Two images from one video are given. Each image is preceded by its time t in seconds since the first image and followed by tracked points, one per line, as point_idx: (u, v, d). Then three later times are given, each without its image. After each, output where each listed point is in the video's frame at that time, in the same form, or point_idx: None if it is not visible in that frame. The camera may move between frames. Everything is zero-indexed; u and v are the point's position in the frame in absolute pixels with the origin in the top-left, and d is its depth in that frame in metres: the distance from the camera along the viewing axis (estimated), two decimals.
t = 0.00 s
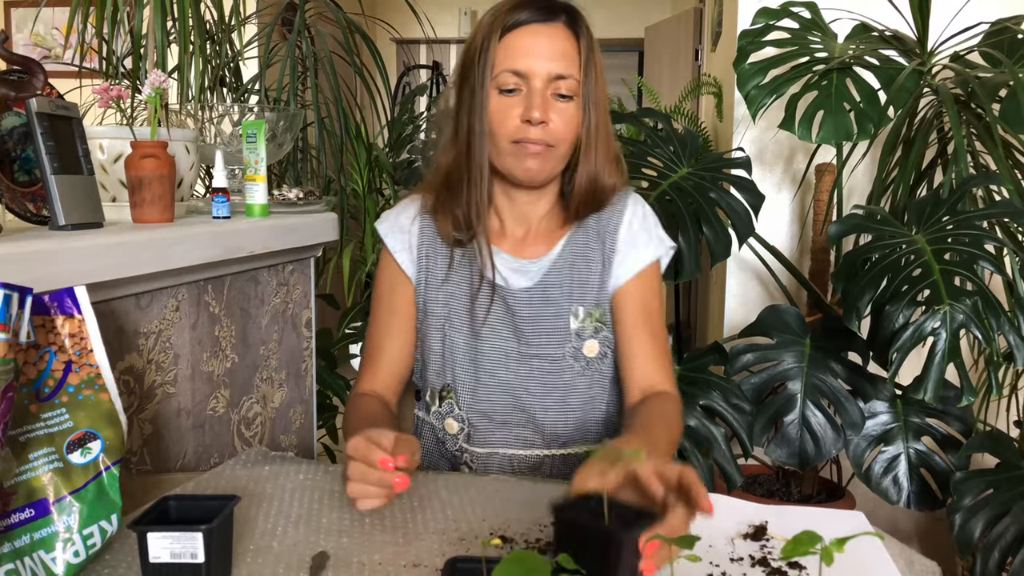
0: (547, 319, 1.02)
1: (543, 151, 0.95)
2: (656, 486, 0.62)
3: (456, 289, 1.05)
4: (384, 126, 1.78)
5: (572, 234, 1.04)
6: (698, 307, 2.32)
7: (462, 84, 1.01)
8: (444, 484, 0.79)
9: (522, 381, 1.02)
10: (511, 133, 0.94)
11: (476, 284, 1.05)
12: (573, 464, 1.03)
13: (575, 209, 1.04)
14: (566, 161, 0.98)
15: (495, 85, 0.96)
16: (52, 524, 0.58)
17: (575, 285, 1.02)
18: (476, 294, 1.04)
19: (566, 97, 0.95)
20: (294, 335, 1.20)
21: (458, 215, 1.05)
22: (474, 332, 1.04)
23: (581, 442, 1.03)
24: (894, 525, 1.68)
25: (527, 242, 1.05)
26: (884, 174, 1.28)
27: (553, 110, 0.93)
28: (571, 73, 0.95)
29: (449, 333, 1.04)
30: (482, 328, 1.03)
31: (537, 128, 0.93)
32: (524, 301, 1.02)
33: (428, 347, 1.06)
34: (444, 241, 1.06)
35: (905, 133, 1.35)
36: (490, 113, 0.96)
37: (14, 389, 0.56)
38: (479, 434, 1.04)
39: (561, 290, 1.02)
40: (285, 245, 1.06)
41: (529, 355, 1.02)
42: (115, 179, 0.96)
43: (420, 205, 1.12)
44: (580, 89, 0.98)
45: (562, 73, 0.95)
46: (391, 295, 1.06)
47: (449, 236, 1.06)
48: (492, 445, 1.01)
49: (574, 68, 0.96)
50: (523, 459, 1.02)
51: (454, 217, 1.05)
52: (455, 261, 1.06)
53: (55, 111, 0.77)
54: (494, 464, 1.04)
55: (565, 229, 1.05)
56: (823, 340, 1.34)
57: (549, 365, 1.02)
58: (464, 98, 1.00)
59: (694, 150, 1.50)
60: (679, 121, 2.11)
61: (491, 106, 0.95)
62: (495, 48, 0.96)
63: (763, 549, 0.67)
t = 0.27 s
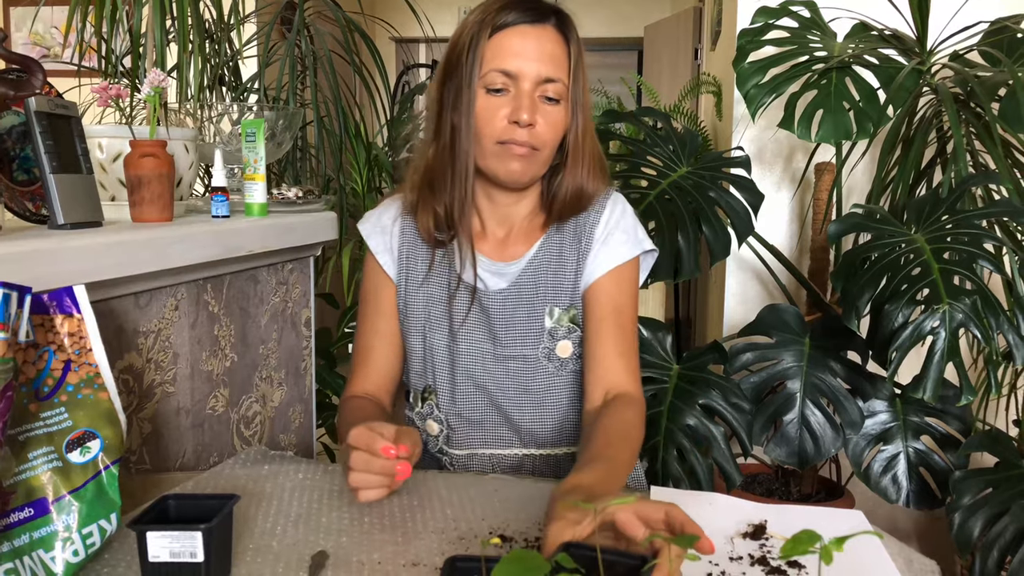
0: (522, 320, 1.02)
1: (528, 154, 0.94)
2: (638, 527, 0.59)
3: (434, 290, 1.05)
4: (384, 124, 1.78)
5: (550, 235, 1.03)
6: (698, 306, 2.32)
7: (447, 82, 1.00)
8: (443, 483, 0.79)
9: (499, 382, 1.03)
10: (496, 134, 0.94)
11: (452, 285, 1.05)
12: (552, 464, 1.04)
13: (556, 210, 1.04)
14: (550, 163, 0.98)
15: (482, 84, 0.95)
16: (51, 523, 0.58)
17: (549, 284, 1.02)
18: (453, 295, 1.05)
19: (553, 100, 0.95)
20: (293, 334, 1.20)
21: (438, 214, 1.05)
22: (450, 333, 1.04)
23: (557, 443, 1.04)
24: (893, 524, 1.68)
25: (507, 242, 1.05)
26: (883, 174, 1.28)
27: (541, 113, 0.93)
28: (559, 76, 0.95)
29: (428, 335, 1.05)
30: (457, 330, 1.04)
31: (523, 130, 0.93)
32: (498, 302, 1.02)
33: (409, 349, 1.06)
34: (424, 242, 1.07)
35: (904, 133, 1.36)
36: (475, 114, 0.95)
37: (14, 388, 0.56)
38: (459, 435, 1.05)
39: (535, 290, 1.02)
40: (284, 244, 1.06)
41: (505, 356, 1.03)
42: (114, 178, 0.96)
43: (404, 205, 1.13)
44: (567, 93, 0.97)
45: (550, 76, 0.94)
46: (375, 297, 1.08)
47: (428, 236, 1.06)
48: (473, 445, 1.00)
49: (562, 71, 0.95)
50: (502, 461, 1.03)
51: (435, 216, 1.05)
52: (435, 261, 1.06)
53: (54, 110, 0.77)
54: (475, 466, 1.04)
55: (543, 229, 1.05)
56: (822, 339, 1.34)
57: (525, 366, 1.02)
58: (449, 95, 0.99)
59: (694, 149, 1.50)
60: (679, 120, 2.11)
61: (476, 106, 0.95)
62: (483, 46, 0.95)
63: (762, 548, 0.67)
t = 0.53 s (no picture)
0: (512, 319, 1.02)
1: (520, 158, 0.94)
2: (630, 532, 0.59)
3: (425, 290, 1.05)
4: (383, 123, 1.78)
5: (541, 235, 1.03)
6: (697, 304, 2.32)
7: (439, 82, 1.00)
8: (443, 483, 0.79)
9: (490, 382, 1.03)
10: (488, 137, 0.94)
11: (443, 285, 1.05)
12: (546, 462, 1.04)
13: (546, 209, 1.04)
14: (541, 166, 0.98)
15: (473, 86, 0.95)
16: (49, 523, 0.58)
17: (540, 283, 1.02)
18: (444, 295, 1.05)
19: (545, 103, 0.94)
20: (292, 333, 1.20)
21: (429, 214, 1.05)
22: (441, 332, 1.04)
23: (550, 442, 1.04)
24: (892, 523, 1.68)
25: (499, 241, 1.05)
26: (882, 173, 1.28)
27: (532, 116, 0.93)
28: (551, 79, 0.94)
29: (420, 335, 1.05)
30: (448, 329, 1.04)
31: (515, 134, 0.93)
32: (488, 302, 1.02)
33: (402, 348, 1.07)
34: (416, 242, 1.07)
35: (903, 132, 1.36)
36: (467, 116, 0.95)
37: (12, 388, 0.56)
38: (452, 434, 1.05)
39: (525, 290, 1.02)
40: (282, 244, 1.06)
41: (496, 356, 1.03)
42: (113, 178, 0.96)
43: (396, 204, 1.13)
44: (559, 94, 0.97)
45: (542, 79, 0.94)
46: (367, 296, 1.08)
47: (419, 236, 1.06)
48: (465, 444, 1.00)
49: (554, 73, 0.95)
50: (495, 460, 1.03)
51: (425, 215, 1.06)
52: (427, 261, 1.07)
53: (52, 109, 0.77)
54: (468, 464, 1.04)
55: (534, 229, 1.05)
56: (821, 339, 1.34)
57: (516, 365, 1.02)
58: (440, 96, 0.99)
59: (693, 148, 1.50)
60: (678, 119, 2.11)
61: (467, 108, 0.95)
62: (474, 48, 0.94)
63: (761, 547, 0.67)
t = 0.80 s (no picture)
0: (511, 319, 1.02)
1: (518, 159, 0.95)
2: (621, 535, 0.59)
3: (425, 290, 1.05)
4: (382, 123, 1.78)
5: (540, 235, 1.03)
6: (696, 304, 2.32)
7: (437, 83, 1.00)
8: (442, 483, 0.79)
9: (490, 381, 1.03)
10: (487, 138, 0.94)
11: (443, 285, 1.05)
12: (546, 461, 1.04)
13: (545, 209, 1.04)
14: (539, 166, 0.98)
15: (472, 87, 0.95)
16: (49, 523, 0.58)
17: (539, 283, 1.02)
18: (444, 295, 1.05)
19: (543, 103, 0.94)
20: (291, 333, 1.20)
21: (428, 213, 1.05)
22: (441, 332, 1.04)
23: (550, 440, 1.04)
24: (891, 523, 1.69)
25: (498, 240, 1.05)
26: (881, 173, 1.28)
27: (530, 116, 0.93)
28: (549, 79, 0.94)
29: (420, 335, 1.05)
30: (448, 328, 1.04)
31: (513, 134, 0.93)
32: (488, 301, 1.02)
33: (402, 348, 1.07)
34: (415, 243, 1.07)
35: (902, 132, 1.36)
36: (465, 116, 0.95)
37: (11, 388, 0.56)
38: (452, 434, 1.06)
39: (524, 289, 1.02)
40: (281, 243, 1.06)
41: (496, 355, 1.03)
42: (112, 178, 0.97)
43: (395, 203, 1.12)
44: (557, 95, 0.97)
45: (540, 79, 0.94)
46: (366, 296, 1.08)
47: (419, 236, 1.06)
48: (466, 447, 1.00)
49: (552, 73, 0.95)
50: (496, 459, 1.03)
51: (425, 215, 1.05)
52: (426, 261, 1.06)
53: (51, 109, 0.77)
54: (469, 463, 1.04)
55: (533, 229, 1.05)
56: (820, 338, 1.34)
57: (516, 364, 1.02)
58: (440, 97, 0.99)
59: (692, 147, 1.50)
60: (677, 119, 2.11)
61: (466, 108, 0.95)
62: (472, 48, 0.94)
63: (760, 547, 0.67)
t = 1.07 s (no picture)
0: (509, 318, 1.02)
1: (524, 153, 0.94)
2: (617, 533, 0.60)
3: (424, 289, 1.05)
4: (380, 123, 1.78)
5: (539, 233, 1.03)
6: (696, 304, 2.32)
7: (442, 77, 0.99)
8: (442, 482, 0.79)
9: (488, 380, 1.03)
10: (493, 132, 0.93)
11: (440, 284, 1.05)
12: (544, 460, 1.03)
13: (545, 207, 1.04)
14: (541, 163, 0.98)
15: (478, 80, 0.94)
16: (47, 523, 0.58)
17: (536, 281, 1.02)
18: (442, 294, 1.05)
19: (548, 100, 0.94)
20: (290, 333, 1.20)
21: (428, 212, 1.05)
22: (439, 331, 1.04)
23: (548, 439, 1.04)
24: (890, 522, 1.69)
25: (495, 240, 1.06)
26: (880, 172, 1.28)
27: (537, 113, 0.92)
28: (555, 77, 0.94)
29: (418, 334, 1.05)
30: (446, 328, 1.04)
31: (520, 129, 0.92)
32: (486, 300, 1.02)
33: (400, 348, 1.07)
34: (414, 243, 1.07)
35: (901, 132, 1.36)
36: (472, 108, 0.93)
37: (10, 388, 0.56)
38: (451, 433, 1.05)
39: (521, 288, 1.02)
40: (281, 243, 1.06)
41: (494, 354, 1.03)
42: (110, 177, 0.97)
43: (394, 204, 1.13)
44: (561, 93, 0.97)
45: (546, 76, 0.93)
46: (365, 296, 1.08)
47: (418, 235, 1.06)
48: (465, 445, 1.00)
49: (557, 71, 0.95)
50: (496, 459, 1.03)
51: (424, 214, 1.06)
52: (426, 260, 1.07)
53: (50, 109, 0.77)
54: (468, 462, 1.04)
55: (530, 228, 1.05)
56: (819, 338, 1.34)
57: (515, 363, 1.02)
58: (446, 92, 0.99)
59: (691, 147, 1.50)
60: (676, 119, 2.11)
61: (472, 101, 0.93)
62: (481, 43, 0.94)
63: (760, 546, 0.67)
